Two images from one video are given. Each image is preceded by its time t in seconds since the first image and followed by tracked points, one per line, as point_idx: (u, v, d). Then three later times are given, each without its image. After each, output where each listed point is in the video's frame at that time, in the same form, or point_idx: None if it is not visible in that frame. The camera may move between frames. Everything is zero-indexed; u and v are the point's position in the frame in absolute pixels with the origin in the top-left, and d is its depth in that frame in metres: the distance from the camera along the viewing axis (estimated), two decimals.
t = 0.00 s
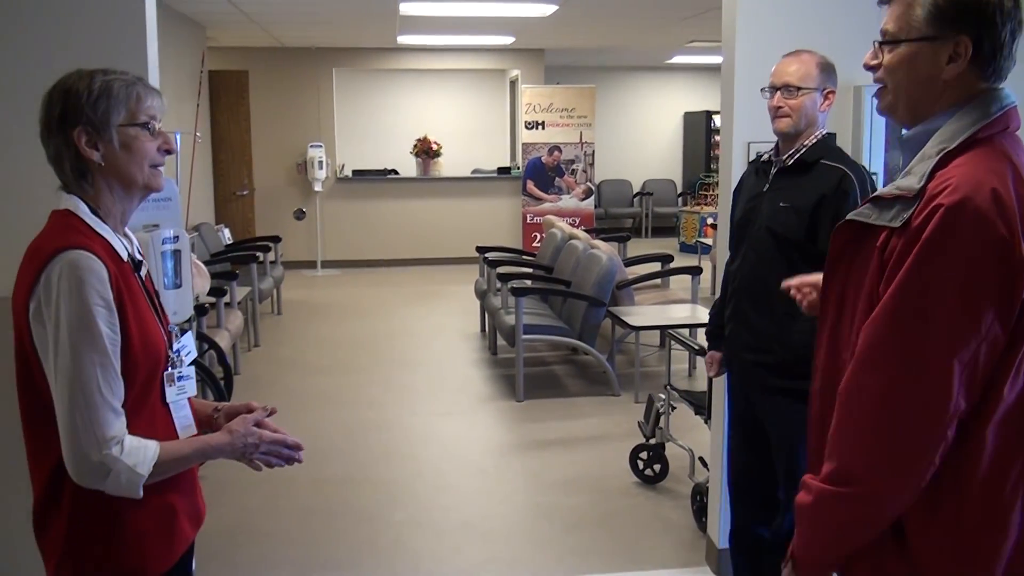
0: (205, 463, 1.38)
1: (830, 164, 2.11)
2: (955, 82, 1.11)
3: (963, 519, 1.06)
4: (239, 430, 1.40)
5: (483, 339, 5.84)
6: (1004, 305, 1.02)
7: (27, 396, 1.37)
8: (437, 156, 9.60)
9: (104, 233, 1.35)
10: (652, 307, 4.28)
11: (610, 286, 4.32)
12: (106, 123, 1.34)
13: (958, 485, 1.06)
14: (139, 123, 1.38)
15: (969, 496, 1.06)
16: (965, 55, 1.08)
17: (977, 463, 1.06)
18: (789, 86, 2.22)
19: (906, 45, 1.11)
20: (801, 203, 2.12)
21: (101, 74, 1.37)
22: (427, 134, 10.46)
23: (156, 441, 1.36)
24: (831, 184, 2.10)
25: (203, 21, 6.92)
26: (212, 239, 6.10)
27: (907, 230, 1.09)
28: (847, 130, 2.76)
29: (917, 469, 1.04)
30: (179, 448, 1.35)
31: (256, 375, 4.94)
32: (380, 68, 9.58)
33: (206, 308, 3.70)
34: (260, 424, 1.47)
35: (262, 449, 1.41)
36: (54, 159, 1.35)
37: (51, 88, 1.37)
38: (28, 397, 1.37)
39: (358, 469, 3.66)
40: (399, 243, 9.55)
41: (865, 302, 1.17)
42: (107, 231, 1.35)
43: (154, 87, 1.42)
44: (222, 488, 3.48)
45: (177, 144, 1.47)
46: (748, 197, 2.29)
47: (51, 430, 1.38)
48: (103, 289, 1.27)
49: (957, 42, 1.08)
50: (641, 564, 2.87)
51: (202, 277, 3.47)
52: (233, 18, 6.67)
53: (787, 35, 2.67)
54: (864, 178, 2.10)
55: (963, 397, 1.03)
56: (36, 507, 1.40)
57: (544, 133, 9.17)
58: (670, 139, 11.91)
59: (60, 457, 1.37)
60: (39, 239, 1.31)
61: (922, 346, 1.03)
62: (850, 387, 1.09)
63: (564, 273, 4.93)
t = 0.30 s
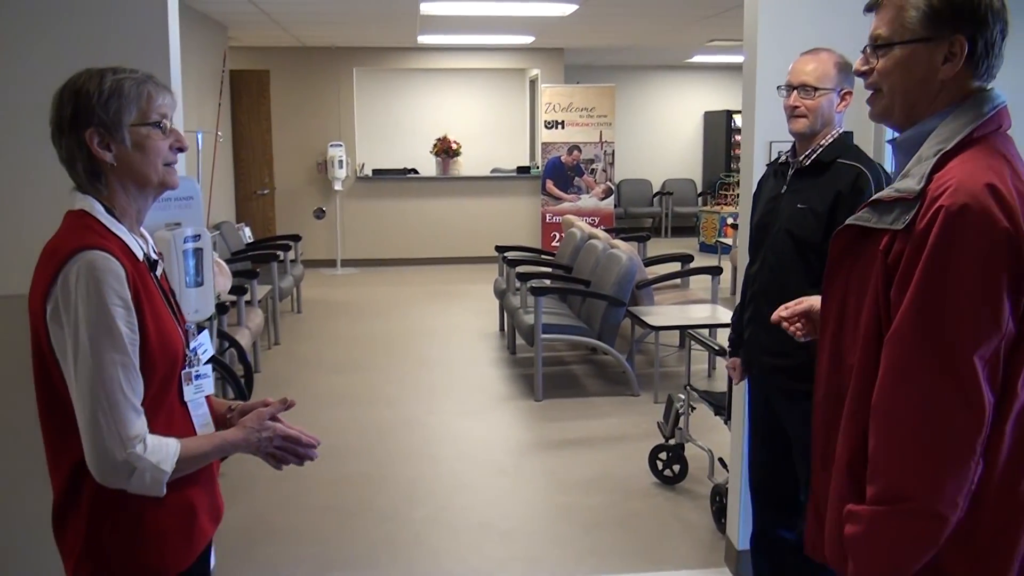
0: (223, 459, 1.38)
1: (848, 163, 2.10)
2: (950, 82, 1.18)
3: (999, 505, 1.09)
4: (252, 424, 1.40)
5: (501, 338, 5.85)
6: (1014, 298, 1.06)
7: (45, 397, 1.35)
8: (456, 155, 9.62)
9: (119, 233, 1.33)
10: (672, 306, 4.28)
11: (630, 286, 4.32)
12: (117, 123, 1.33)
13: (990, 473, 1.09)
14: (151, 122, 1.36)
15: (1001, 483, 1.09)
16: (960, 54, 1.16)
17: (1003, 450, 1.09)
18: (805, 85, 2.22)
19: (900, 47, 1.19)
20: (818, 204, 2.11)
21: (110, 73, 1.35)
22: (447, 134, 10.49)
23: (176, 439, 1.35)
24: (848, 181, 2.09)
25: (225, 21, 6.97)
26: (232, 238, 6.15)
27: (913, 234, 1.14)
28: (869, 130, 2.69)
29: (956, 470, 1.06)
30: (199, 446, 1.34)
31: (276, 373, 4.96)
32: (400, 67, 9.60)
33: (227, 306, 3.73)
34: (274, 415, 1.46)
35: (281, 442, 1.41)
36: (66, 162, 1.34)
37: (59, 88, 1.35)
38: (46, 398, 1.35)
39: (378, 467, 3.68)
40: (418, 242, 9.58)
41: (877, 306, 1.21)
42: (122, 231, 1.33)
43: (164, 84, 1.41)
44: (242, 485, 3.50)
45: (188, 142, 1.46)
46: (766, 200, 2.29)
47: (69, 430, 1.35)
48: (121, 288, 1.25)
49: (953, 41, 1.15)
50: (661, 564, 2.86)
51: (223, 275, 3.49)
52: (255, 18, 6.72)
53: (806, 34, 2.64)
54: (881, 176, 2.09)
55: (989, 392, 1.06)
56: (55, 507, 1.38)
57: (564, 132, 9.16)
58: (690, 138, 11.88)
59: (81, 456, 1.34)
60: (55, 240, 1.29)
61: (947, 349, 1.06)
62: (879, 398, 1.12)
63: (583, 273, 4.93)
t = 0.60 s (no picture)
0: (232, 461, 1.39)
1: (862, 165, 2.10)
2: (945, 88, 1.23)
3: (966, 498, 1.14)
4: (265, 428, 1.41)
5: (516, 338, 5.85)
6: (1009, 296, 1.09)
7: (55, 400, 1.34)
8: (471, 155, 9.62)
9: (131, 235, 1.33)
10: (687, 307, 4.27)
11: (645, 286, 4.31)
12: (129, 124, 1.33)
13: (965, 468, 1.13)
14: (163, 122, 1.37)
15: (976, 478, 1.13)
16: (956, 59, 1.20)
17: (983, 447, 1.13)
18: (819, 85, 2.21)
19: (899, 53, 1.23)
20: (831, 207, 2.10)
21: (121, 73, 1.35)
22: (461, 134, 10.50)
23: (186, 442, 1.35)
24: (862, 185, 2.09)
25: (240, 22, 7.00)
26: (248, 238, 6.18)
27: (916, 223, 1.16)
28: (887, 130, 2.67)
29: (927, 449, 1.10)
30: (209, 449, 1.35)
31: (291, 373, 4.99)
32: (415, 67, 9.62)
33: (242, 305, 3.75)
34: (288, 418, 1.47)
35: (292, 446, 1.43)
36: (77, 163, 1.34)
37: (68, 88, 1.35)
38: (56, 400, 1.34)
39: (392, 467, 3.69)
40: (432, 242, 9.60)
41: (872, 291, 1.24)
42: (135, 233, 1.33)
43: (175, 84, 1.41)
44: (257, 484, 3.52)
45: (199, 142, 1.46)
46: (781, 202, 2.28)
47: (80, 433, 1.35)
48: (133, 292, 1.24)
49: (949, 48, 1.20)
50: (675, 565, 2.86)
51: (240, 275, 3.51)
52: (272, 19, 6.74)
53: (823, 35, 2.63)
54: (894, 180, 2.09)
55: (972, 385, 1.10)
56: (65, 508, 1.38)
57: (579, 132, 9.15)
58: (705, 138, 11.84)
59: (92, 458, 1.35)
60: (66, 242, 1.28)
61: (939, 335, 1.08)
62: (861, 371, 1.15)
63: (598, 274, 4.93)
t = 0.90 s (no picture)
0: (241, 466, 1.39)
1: (870, 169, 2.07)
2: (941, 91, 1.24)
3: (949, 489, 1.18)
4: (276, 434, 1.41)
5: (526, 340, 5.85)
6: (991, 292, 1.12)
7: (66, 404, 1.34)
8: (481, 157, 9.63)
9: (145, 238, 1.33)
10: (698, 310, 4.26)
11: (656, 289, 4.30)
12: (144, 126, 1.33)
13: (950, 460, 1.17)
14: (177, 124, 1.37)
15: (961, 469, 1.17)
16: (952, 63, 1.22)
17: (966, 439, 1.17)
18: (830, 87, 2.21)
19: (895, 56, 1.25)
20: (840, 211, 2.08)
21: (135, 74, 1.35)
22: (472, 136, 10.51)
23: (197, 446, 1.35)
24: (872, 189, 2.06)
25: (253, 25, 7.03)
26: (260, 239, 6.20)
27: (899, 221, 1.20)
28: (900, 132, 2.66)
29: (908, 440, 1.15)
30: (219, 454, 1.35)
31: (302, 374, 5.00)
32: (426, 70, 9.63)
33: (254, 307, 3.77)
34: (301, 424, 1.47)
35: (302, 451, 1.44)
36: (91, 164, 1.34)
37: (81, 89, 1.35)
38: (68, 404, 1.34)
39: (402, 468, 3.69)
40: (443, 244, 9.61)
41: (859, 285, 1.28)
42: (148, 236, 1.33)
43: (188, 85, 1.41)
44: (267, 486, 3.53)
45: (211, 143, 1.47)
46: (792, 204, 2.28)
47: (90, 437, 1.35)
48: (149, 296, 1.25)
49: (945, 51, 1.22)
50: (685, 567, 2.85)
51: (251, 276, 3.54)
52: (284, 21, 6.77)
53: (836, 37, 2.61)
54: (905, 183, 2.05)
55: (952, 377, 1.14)
56: (74, 510, 1.39)
57: (590, 135, 9.15)
58: (716, 141, 11.82)
59: (102, 462, 1.35)
60: (80, 244, 1.29)
61: (918, 329, 1.13)
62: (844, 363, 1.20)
63: (609, 276, 4.93)
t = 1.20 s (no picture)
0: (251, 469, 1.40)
1: (877, 173, 2.06)
2: (941, 95, 1.24)
3: (940, 494, 1.18)
4: (284, 437, 1.42)
5: (533, 344, 5.86)
6: (979, 299, 1.12)
7: (77, 408, 1.35)
8: (489, 161, 9.65)
9: (154, 244, 1.33)
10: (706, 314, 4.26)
11: (663, 293, 4.30)
12: (154, 131, 1.34)
13: (942, 465, 1.17)
14: (186, 128, 1.37)
15: (951, 475, 1.17)
16: (951, 67, 1.22)
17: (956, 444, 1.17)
18: (837, 92, 2.21)
19: (895, 61, 1.25)
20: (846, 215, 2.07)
21: (144, 79, 1.35)
22: (480, 140, 10.52)
23: (207, 450, 1.35)
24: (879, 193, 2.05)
25: (261, 29, 7.06)
26: (268, 243, 6.22)
27: (888, 228, 1.20)
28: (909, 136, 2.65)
29: (896, 448, 1.15)
30: (228, 457, 1.35)
31: (309, 378, 5.01)
32: (434, 74, 9.65)
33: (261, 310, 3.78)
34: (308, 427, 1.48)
35: (313, 454, 1.45)
36: (100, 169, 1.34)
37: (91, 94, 1.35)
38: (79, 409, 1.35)
39: (409, 472, 3.70)
40: (450, 248, 9.62)
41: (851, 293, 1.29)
42: (158, 242, 1.34)
43: (197, 90, 1.42)
44: (273, 489, 3.53)
45: (221, 148, 1.47)
46: (799, 209, 2.28)
47: (101, 440, 1.36)
48: (158, 302, 1.25)
49: (944, 55, 1.21)
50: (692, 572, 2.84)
51: (259, 280, 3.55)
52: (293, 25, 6.79)
53: (846, 40, 2.60)
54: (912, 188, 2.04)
55: (942, 383, 1.14)
56: (85, 514, 1.39)
57: (598, 139, 9.16)
58: (724, 145, 11.81)
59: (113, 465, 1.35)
60: (90, 250, 1.29)
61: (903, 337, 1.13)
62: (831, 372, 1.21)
63: (616, 280, 4.93)
